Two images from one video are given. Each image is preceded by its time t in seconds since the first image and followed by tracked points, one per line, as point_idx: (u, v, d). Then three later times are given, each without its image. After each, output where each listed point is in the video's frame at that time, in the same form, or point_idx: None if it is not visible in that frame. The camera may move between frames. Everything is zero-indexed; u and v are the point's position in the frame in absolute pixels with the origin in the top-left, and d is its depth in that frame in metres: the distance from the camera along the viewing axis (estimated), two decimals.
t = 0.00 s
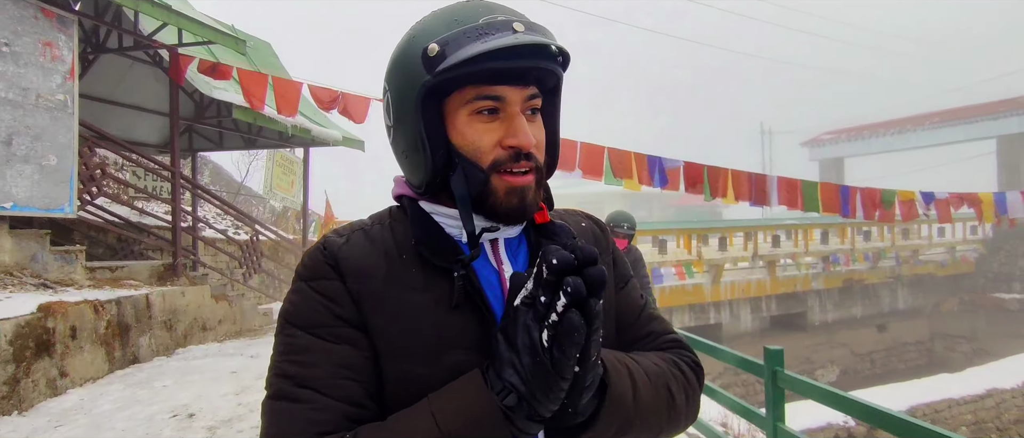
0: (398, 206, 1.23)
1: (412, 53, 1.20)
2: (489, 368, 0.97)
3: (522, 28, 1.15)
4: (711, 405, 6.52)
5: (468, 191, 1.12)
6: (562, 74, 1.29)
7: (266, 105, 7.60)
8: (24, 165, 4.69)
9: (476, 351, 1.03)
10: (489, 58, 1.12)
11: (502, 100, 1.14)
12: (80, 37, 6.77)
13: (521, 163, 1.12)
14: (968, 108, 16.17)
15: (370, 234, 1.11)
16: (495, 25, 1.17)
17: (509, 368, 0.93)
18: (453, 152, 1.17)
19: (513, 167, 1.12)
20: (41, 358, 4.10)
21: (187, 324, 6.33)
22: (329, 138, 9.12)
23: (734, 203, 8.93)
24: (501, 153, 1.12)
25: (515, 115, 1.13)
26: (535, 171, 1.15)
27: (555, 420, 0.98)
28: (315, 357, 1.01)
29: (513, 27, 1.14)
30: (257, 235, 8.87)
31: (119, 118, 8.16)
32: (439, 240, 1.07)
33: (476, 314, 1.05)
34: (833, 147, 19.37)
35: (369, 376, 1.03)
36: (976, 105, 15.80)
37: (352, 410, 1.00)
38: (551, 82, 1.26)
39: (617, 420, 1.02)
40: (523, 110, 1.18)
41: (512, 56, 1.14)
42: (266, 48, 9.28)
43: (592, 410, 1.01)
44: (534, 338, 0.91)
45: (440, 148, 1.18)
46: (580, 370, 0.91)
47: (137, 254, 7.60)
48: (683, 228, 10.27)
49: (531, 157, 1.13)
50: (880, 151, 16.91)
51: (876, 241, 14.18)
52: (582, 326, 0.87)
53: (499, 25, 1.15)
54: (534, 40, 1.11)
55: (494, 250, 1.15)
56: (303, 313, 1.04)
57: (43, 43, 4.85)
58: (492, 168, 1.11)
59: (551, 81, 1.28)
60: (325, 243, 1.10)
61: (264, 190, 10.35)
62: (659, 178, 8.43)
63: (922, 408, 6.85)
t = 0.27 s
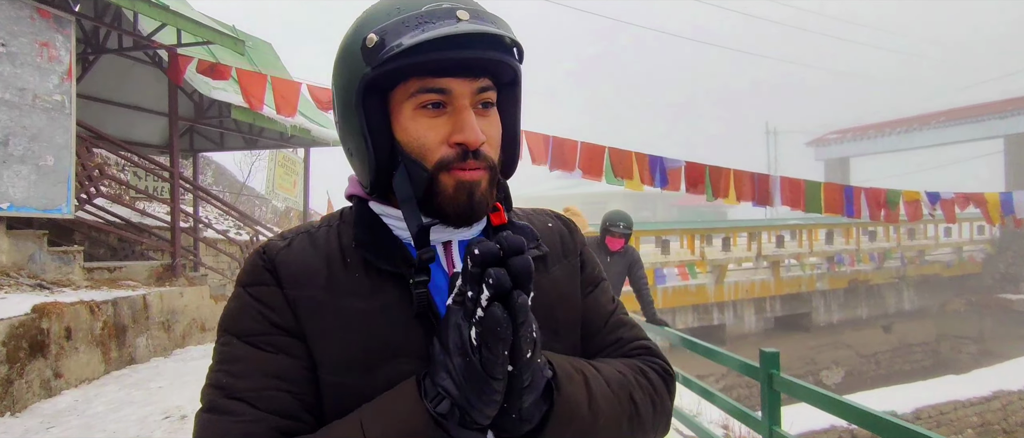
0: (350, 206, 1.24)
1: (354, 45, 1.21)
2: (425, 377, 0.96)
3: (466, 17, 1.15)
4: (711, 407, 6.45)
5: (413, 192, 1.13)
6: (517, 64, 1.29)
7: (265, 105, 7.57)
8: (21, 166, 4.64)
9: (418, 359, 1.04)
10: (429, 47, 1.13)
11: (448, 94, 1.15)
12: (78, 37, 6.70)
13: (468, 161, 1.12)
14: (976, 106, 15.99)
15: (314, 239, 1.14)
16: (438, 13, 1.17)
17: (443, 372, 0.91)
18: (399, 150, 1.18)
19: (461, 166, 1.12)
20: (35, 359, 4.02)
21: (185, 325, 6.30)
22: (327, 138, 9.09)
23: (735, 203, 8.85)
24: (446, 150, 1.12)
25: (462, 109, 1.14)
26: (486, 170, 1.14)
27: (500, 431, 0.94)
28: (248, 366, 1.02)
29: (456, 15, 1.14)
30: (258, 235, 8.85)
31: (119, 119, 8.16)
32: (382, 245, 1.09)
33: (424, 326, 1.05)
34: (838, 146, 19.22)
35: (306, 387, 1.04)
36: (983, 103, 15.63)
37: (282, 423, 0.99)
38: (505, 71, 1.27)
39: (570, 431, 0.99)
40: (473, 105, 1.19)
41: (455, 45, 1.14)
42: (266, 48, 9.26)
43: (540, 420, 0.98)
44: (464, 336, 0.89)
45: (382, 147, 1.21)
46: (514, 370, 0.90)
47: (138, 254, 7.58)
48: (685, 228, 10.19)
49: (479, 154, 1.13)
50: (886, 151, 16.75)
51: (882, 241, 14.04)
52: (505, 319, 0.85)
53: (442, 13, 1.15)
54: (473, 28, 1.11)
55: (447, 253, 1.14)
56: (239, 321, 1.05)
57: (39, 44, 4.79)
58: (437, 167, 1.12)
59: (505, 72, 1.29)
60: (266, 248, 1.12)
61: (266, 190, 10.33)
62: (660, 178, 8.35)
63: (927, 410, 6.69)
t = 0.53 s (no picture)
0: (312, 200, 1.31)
1: (314, 35, 1.27)
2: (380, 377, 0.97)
3: (427, 12, 1.18)
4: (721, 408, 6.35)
5: (360, 199, 1.16)
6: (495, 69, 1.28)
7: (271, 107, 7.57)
8: (28, 170, 4.63)
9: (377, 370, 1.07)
10: (382, 45, 1.15)
11: (405, 98, 1.17)
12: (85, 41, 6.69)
13: (421, 173, 1.14)
14: (989, 100, 15.74)
15: (274, 240, 1.16)
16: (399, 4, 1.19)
17: (399, 360, 0.94)
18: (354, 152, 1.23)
19: (414, 177, 1.14)
20: (42, 361, 3.86)
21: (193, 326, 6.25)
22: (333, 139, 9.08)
23: (743, 200, 8.77)
24: (399, 156, 1.14)
25: (420, 114, 1.17)
26: (442, 182, 1.15)
27: (464, 417, 0.97)
28: (201, 375, 1.02)
29: (417, 10, 1.17)
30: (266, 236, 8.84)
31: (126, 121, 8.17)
32: (345, 251, 1.12)
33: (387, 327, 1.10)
34: (849, 143, 19.01)
35: (261, 399, 1.06)
36: (996, 97, 15.38)
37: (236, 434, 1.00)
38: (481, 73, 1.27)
39: (542, 428, 1.00)
40: (435, 110, 1.20)
41: (411, 43, 1.16)
42: (272, 50, 9.27)
43: (512, 413, 0.99)
44: (413, 316, 0.94)
45: (336, 148, 1.29)
46: (467, 347, 0.94)
47: (146, 257, 7.57)
48: (694, 226, 10.09)
49: (434, 166, 1.14)
50: (898, 146, 16.53)
51: (895, 238, 13.83)
52: (442, 293, 0.92)
53: (402, 7, 1.18)
54: (426, 28, 1.12)
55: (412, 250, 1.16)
56: (194, 327, 1.06)
57: (46, 48, 4.78)
58: (388, 175, 1.14)
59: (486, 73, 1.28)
60: (224, 249, 1.13)
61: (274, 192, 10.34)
62: (667, 176, 8.26)
63: (942, 409, 6.56)
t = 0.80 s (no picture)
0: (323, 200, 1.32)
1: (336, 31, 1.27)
2: None
3: (457, 19, 1.18)
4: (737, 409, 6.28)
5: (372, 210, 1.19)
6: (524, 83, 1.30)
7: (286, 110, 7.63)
8: (49, 174, 4.70)
9: (380, 400, 1.09)
10: (405, 52, 1.16)
11: (426, 110, 1.20)
12: (104, 47, 6.78)
13: (438, 191, 1.17)
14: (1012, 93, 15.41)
15: (277, 255, 1.17)
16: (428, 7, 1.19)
17: None
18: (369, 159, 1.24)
19: (429, 194, 1.17)
20: (63, 363, 3.91)
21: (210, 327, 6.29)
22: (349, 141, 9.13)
23: (760, 198, 8.67)
24: (415, 171, 1.17)
25: (440, 129, 1.19)
26: (455, 201, 1.19)
27: None
28: (197, 400, 1.04)
29: (446, 17, 1.17)
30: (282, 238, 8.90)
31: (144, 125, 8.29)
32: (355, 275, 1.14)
33: (395, 354, 1.12)
34: (867, 139, 18.74)
35: (258, 424, 1.07)
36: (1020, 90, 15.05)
37: None
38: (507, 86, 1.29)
39: None
40: (456, 123, 1.22)
41: (435, 54, 1.16)
42: (286, 53, 9.34)
43: None
44: None
45: (349, 149, 1.30)
46: None
47: (165, 259, 7.65)
48: (709, 224, 10.01)
49: (450, 185, 1.17)
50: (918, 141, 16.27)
51: (916, 235, 13.59)
52: None
53: (431, 12, 1.18)
54: (452, 39, 1.13)
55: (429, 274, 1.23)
56: (193, 346, 1.07)
57: (65, 54, 4.85)
58: (403, 189, 1.16)
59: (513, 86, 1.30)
60: (225, 262, 1.13)
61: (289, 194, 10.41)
62: (682, 174, 8.19)
63: (966, 408, 6.43)
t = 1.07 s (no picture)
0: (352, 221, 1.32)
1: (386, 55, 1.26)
2: None
3: (516, 66, 1.17)
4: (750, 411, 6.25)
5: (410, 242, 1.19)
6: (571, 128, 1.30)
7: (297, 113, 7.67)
8: (64, 179, 4.76)
9: (403, 424, 1.11)
10: (456, 94, 1.15)
11: (469, 150, 1.19)
12: (118, 53, 6.86)
13: (473, 231, 1.18)
14: None
15: (302, 273, 1.17)
16: (485, 50, 1.18)
17: None
18: (407, 188, 1.24)
19: (464, 233, 1.18)
20: (79, 365, 3.96)
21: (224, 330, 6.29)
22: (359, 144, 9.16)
23: (771, 198, 8.61)
24: (453, 210, 1.17)
25: (480, 170, 1.19)
26: (489, 241, 1.19)
27: None
28: (219, 415, 1.04)
29: (504, 64, 1.17)
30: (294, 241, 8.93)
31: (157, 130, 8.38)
32: (382, 297, 1.14)
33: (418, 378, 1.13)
34: (880, 137, 18.55)
35: None
36: None
37: None
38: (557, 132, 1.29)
39: None
40: (499, 164, 1.22)
41: (487, 100, 1.15)
42: (297, 57, 9.39)
43: None
44: None
45: (388, 175, 1.29)
46: None
47: (179, 262, 7.71)
48: (721, 225, 9.95)
49: (486, 227, 1.18)
50: (932, 140, 16.08)
51: (930, 234, 13.43)
52: None
53: (488, 55, 1.17)
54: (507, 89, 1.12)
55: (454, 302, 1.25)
56: (214, 360, 1.07)
57: (80, 60, 4.90)
58: (439, 227, 1.17)
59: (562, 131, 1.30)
60: (250, 276, 1.12)
61: (300, 197, 10.46)
62: (692, 175, 8.16)
63: (984, 410, 6.33)
